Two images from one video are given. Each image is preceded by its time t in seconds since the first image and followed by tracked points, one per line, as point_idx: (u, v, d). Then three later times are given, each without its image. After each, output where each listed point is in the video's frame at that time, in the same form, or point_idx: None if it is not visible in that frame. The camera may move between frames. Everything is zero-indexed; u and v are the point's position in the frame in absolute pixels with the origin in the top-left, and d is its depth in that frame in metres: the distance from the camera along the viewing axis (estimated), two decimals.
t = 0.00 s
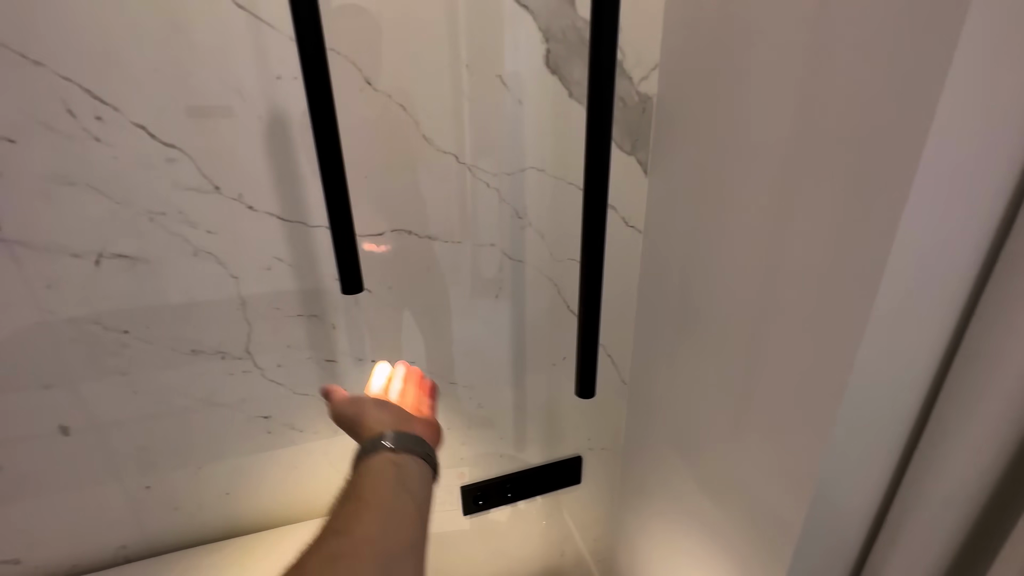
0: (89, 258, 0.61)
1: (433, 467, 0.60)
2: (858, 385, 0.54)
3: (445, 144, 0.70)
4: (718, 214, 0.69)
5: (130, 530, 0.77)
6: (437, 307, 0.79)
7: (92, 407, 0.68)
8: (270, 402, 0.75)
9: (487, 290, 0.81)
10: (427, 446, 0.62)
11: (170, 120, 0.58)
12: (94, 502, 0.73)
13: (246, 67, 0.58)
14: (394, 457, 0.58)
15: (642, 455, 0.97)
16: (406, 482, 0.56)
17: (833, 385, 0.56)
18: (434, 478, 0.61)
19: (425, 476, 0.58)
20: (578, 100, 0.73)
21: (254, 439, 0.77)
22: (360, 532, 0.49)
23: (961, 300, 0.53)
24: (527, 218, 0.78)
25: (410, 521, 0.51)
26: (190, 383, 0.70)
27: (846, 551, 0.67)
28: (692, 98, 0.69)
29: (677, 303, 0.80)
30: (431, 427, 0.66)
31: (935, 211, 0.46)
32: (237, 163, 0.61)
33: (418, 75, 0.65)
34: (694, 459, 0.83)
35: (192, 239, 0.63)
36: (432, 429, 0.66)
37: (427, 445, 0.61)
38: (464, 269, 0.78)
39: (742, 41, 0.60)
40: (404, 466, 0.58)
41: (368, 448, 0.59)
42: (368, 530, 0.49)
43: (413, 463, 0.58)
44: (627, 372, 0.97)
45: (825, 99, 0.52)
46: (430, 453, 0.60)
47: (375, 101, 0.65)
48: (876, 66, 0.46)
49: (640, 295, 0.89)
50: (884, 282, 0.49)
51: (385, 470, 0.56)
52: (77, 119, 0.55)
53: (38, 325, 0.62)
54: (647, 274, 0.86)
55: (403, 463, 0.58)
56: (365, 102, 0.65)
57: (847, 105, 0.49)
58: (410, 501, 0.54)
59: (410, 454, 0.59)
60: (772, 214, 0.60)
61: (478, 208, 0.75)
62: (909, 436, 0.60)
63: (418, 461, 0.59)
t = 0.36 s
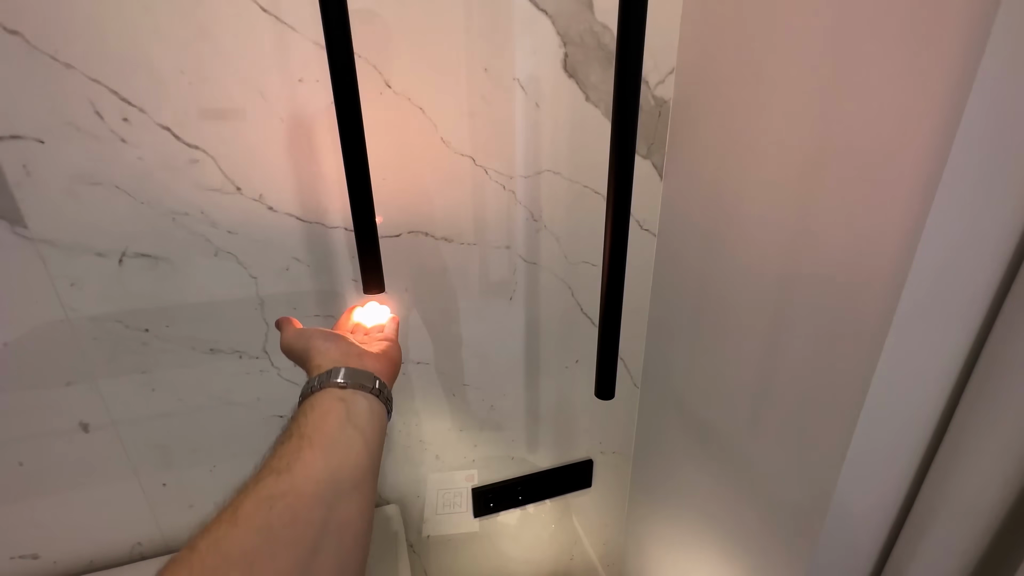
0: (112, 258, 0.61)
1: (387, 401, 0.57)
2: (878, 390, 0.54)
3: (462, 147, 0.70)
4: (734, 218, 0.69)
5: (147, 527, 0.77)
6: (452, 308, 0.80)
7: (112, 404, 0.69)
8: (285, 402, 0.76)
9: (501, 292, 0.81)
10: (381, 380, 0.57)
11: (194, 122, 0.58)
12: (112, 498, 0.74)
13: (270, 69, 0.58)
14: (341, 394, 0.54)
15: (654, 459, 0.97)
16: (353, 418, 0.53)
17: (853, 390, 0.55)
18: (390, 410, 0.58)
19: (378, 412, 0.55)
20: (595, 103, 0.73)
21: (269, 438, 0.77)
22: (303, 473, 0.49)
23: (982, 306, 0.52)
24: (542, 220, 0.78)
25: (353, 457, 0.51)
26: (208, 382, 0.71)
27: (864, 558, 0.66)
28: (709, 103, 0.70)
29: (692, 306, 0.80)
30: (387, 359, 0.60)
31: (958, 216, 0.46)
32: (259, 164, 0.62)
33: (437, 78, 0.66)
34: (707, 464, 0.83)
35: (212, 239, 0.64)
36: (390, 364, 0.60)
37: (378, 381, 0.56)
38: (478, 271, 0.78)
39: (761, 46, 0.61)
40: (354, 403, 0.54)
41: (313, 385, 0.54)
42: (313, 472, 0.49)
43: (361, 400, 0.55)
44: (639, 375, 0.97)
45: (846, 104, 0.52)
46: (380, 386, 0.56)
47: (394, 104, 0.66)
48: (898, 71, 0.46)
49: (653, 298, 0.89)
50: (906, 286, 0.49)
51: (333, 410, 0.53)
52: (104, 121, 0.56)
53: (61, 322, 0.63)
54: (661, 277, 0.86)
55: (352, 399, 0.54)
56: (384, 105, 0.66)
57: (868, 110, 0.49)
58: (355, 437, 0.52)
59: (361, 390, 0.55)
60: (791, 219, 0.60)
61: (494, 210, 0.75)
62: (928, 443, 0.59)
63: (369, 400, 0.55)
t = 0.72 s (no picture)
0: (129, 257, 0.62)
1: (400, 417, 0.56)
2: (885, 398, 0.54)
3: (473, 152, 0.71)
4: (742, 225, 0.69)
5: (155, 524, 0.78)
6: (460, 312, 0.80)
7: (124, 401, 0.70)
8: (293, 401, 0.77)
9: (509, 296, 0.82)
10: (395, 394, 0.57)
11: (211, 124, 0.60)
12: (122, 494, 0.75)
13: (287, 74, 0.60)
14: (356, 405, 0.53)
15: (659, 465, 0.97)
16: (367, 429, 0.52)
17: (860, 397, 0.56)
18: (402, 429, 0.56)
19: (391, 428, 0.54)
20: (604, 110, 0.74)
21: (277, 438, 0.78)
22: (319, 480, 0.46)
23: (988, 315, 0.53)
24: (550, 225, 0.79)
25: (369, 467, 0.49)
26: (219, 381, 0.72)
27: (869, 568, 0.66)
28: (718, 111, 0.70)
29: (699, 313, 0.80)
30: (403, 373, 0.61)
31: (966, 226, 0.47)
32: (274, 167, 0.63)
33: (449, 85, 0.67)
34: (712, 470, 0.83)
35: (226, 239, 0.65)
36: (403, 378, 0.60)
37: (392, 394, 0.56)
38: (487, 275, 0.79)
39: (771, 56, 0.61)
40: (368, 417, 0.53)
41: (329, 394, 0.54)
42: (329, 479, 0.47)
43: (376, 412, 0.54)
44: (644, 381, 0.97)
45: (855, 114, 0.52)
46: (394, 399, 0.56)
47: (407, 109, 0.67)
48: (906, 82, 0.47)
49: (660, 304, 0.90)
50: (914, 295, 0.49)
51: (348, 419, 0.52)
52: (124, 122, 0.57)
53: (77, 319, 0.64)
54: (668, 283, 0.87)
55: (366, 411, 0.53)
56: (397, 111, 0.67)
57: (876, 120, 0.50)
58: (370, 449, 0.50)
59: (375, 402, 0.54)
60: (799, 226, 0.60)
61: (503, 214, 0.76)
62: (934, 451, 0.60)
63: (384, 413, 0.54)
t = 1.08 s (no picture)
0: (161, 256, 0.65)
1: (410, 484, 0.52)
2: (898, 410, 0.54)
3: (491, 160, 0.73)
4: (756, 234, 0.70)
5: (176, 514, 0.81)
6: (474, 314, 0.82)
7: (153, 394, 0.73)
8: (312, 399, 0.79)
9: (523, 301, 0.83)
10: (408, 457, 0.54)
11: (241, 131, 0.62)
12: (147, 484, 0.78)
13: (315, 84, 0.62)
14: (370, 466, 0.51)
15: (670, 473, 0.97)
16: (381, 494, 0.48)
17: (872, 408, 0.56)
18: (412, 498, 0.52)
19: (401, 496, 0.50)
20: (620, 119, 0.75)
21: (295, 434, 0.81)
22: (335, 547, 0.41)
23: (1003, 328, 0.53)
24: (565, 232, 0.80)
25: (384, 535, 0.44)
26: (241, 376, 0.75)
27: None
28: (733, 121, 0.71)
29: (711, 320, 0.81)
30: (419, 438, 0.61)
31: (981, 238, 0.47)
32: (299, 172, 0.66)
33: (469, 94, 0.69)
34: (723, 479, 0.82)
35: (253, 241, 0.67)
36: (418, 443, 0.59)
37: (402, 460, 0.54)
38: (502, 279, 0.81)
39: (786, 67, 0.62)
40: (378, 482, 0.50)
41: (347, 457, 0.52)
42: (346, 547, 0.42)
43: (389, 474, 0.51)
44: (656, 387, 0.97)
45: (869, 126, 0.53)
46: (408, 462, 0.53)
47: (427, 117, 0.69)
48: (922, 95, 0.47)
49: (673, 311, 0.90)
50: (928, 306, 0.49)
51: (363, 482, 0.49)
52: (161, 128, 0.60)
53: (112, 315, 0.67)
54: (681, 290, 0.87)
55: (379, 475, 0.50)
56: (418, 119, 0.69)
57: (890, 132, 0.50)
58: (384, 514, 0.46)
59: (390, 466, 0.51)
60: (812, 236, 0.61)
61: (519, 220, 0.78)
62: (950, 464, 0.59)
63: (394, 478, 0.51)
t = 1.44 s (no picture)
0: (181, 237, 0.69)
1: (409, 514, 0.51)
2: (892, 399, 0.55)
3: (498, 149, 0.75)
4: (758, 225, 0.70)
5: (192, 485, 0.84)
6: (480, 301, 0.84)
7: (172, 370, 0.76)
8: (322, 379, 0.82)
9: (528, 288, 0.85)
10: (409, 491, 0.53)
11: (257, 118, 0.65)
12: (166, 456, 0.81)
13: (328, 73, 0.65)
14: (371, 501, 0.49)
15: (671, 463, 0.98)
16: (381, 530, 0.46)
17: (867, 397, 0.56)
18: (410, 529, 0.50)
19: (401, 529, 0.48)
20: (626, 111, 0.76)
21: (306, 412, 0.84)
22: None
23: (1000, 320, 0.53)
24: (569, 222, 0.82)
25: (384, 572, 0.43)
26: (255, 355, 0.78)
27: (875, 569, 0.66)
28: (738, 114, 0.72)
29: (713, 311, 0.82)
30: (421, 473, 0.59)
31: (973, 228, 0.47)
32: (312, 159, 0.68)
33: (478, 85, 0.71)
34: (722, 468, 0.84)
35: (268, 224, 0.70)
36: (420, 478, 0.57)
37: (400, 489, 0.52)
38: (507, 267, 0.82)
39: (790, 60, 0.63)
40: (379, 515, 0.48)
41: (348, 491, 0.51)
42: None
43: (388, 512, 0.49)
44: (659, 378, 0.98)
45: (869, 117, 0.53)
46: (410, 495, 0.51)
47: (436, 107, 0.71)
48: (922, 87, 0.48)
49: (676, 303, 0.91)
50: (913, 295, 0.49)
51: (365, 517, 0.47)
52: (182, 115, 0.63)
53: (135, 293, 0.71)
54: (684, 282, 0.88)
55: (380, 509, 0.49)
56: (428, 109, 0.71)
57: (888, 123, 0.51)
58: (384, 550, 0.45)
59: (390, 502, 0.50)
60: (813, 227, 0.61)
61: (525, 209, 0.79)
62: (943, 455, 0.59)
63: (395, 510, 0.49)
